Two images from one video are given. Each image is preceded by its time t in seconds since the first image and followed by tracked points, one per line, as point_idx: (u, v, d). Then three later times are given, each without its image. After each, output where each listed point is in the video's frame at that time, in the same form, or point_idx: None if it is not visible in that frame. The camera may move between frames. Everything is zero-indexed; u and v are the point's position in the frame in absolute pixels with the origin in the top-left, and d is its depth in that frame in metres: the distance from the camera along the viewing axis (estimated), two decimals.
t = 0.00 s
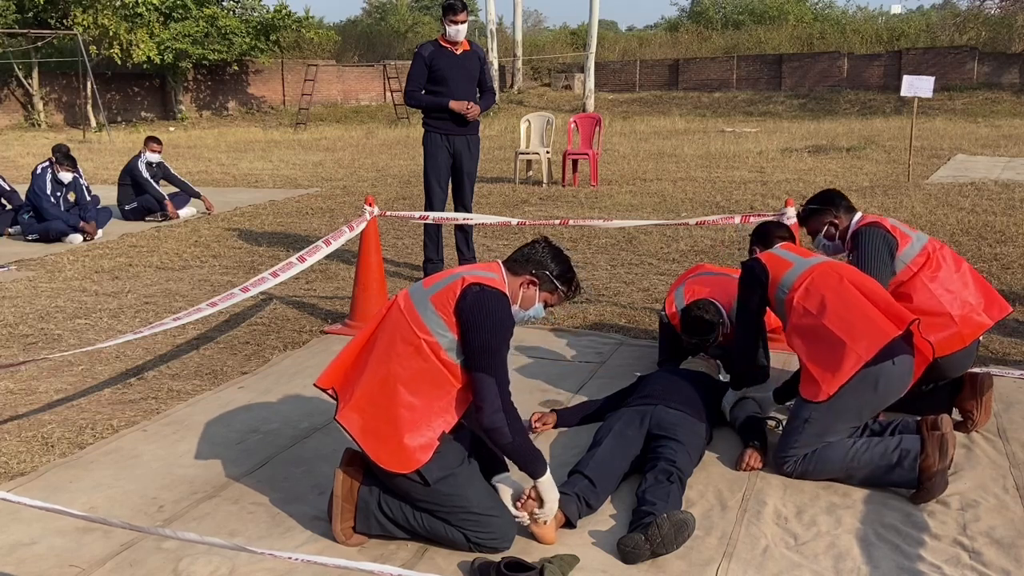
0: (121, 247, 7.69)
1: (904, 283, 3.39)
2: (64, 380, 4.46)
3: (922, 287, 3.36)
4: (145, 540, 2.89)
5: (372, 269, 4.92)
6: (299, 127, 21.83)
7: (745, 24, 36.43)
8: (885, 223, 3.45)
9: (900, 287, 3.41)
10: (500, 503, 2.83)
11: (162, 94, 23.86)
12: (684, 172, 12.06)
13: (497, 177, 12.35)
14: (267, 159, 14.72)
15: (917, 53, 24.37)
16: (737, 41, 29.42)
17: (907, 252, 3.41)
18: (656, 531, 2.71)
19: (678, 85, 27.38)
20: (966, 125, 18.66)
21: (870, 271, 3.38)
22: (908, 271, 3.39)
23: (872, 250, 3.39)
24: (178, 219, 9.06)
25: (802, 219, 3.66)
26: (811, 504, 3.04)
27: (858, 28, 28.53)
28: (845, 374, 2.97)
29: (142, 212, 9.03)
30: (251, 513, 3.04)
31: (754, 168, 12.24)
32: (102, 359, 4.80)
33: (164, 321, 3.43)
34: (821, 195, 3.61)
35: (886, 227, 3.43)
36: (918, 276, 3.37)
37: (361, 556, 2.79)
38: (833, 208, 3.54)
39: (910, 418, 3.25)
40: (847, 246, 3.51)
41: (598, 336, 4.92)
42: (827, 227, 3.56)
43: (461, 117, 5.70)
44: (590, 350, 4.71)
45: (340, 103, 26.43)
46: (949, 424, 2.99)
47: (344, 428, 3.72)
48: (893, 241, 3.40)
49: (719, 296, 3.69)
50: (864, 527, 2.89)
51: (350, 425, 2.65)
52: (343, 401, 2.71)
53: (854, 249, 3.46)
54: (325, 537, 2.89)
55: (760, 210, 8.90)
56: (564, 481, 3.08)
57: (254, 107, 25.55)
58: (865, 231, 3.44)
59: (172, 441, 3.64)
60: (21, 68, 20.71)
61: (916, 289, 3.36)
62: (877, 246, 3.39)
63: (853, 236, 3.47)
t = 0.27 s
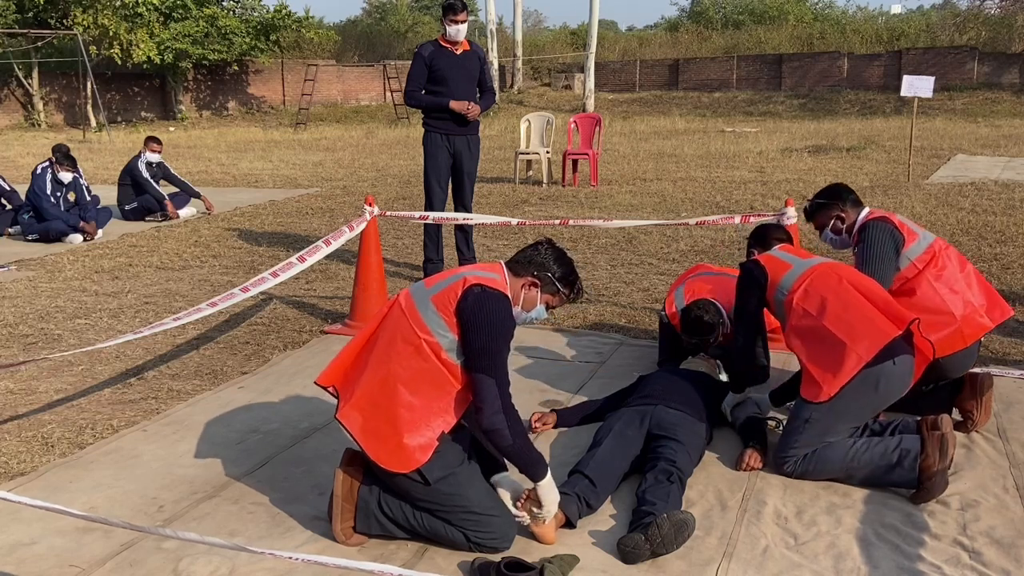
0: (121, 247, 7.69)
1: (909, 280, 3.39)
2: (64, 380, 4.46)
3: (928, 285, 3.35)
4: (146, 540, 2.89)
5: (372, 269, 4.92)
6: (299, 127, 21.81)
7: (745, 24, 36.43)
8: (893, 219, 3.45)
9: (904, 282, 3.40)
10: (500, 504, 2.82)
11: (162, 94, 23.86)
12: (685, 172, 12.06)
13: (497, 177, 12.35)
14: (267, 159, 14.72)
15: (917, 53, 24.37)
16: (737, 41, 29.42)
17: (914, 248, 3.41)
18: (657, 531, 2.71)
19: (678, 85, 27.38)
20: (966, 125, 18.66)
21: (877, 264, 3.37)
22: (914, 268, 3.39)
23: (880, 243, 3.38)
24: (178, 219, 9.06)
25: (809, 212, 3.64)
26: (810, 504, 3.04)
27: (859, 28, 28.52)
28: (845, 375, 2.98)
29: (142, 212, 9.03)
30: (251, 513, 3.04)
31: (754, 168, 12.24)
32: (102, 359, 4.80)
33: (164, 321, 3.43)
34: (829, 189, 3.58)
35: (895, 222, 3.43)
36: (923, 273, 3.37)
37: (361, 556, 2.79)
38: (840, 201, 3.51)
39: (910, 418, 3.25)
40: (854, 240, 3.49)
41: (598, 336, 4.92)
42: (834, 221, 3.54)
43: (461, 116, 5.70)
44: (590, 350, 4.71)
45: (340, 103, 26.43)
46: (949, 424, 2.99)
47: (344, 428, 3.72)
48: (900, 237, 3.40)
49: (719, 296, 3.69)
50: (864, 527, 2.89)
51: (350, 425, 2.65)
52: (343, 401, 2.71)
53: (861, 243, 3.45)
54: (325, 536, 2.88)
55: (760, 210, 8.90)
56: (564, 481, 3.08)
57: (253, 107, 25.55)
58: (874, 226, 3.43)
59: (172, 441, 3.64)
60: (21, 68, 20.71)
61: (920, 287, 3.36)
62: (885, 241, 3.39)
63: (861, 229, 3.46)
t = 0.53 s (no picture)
0: (121, 247, 7.68)
1: (912, 277, 3.39)
2: (63, 379, 4.46)
3: (930, 284, 3.35)
4: (147, 539, 2.89)
5: (372, 268, 4.92)
6: (299, 127, 21.80)
7: (745, 24, 36.41)
8: (898, 215, 3.45)
9: (906, 280, 3.40)
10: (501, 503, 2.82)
11: (162, 94, 23.86)
12: (685, 172, 12.05)
13: (497, 177, 12.35)
14: (267, 159, 14.72)
15: (917, 53, 24.37)
16: (737, 41, 29.41)
17: (917, 246, 3.42)
18: (657, 530, 2.71)
19: (678, 85, 27.38)
20: (966, 125, 18.66)
21: (880, 259, 3.39)
22: (917, 266, 3.39)
23: (883, 238, 3.40)
24: (177, 220, 9.05)
25: (814, 209, 3.67)
26: (810, 504, 3.05)
27: (859, 28, 28.52)
28: (845, 375, 2.97)
29: (142, 212, 9.03)
30: (251, 513, 3.04)
31: (754, 168, 12.24)
32: (102, 359, 4.80)
33: (164, 321, 3.43)
34: (834, 185, 3.62)
35: (899, 220, 3.44)
36: (926, 271, 3.37)
37: (361, 556, 2.79)
38: (844, 197, 3.55)
39: (910, 419, 3.24)
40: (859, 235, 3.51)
41: (598, 336, 4.92)
42: (839, 216, 3.56)
43: (462, 116, 5.70)
44: (590, 350, 4.70)
45: (340, 103, 26.43)
46: (948, 423, 3.00)
47: (344, 428, 3.72)
48: (904, 234, 3.41)
49: (719, 296, 3.69)
50: (864, 527, 2.89)
51: (352, 423, 2.65)
52: (345, 398, 2.71)
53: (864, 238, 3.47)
54: (325, 536, 2.89)
55: (760, 210, 8.89)
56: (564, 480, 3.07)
57: (253, 107, 25.54)
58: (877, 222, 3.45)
59: (172, 440, 3.64)
60: (21, 68, 20.71)
61: (922, 287, 3.36)
62: (888, 237, 3.40)
63: (866, 223, 3.48)
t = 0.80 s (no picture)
0: (121, 247, 7.68)
1: (914, 277, 3.39)
2: (64, 379, 4.46)
3: (931, 284, 3.35)
4: (147, 539, 2.89)
5: (373, 268, 4.92)
6: (299, 127, 21.79)
7: (745, 24, 36.41)
8: (902, 215, 3.46)
9: (908, 279, 3.41)
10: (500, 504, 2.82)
11: (162, 94, 23.86)
12: (684, 172, 12.06)
13: (497, 177, 12.35)
14: (267, 159, 14.72)
15: (916, 53, 24.38)
16: (737, 41, 29.42)
17: (921, 246, 3.42)
18: (658, 531, 2.71)
19: (678, 85, 27.39)
20: (966, 125, 18.67)
21: (883, 256, 3.39)
22: (919, 265, 3.39)
23: (886, 236, 3.41)
24: (178, 220, 9.06)
25: (818, 204, 3.68)
26: (810, 504, 3.05)
27: (858, 28, 28.52)
28: (846, 374, 2.97)
29: (142, 212, 9.03)
30: (251, 513, 3.04)
31: (754, 168, 12.24)
32: (102, 359, 4.80)
33: (164, 321, 3.43)
34: (840, 181, 3.63)
35: (903, 219, 3.44)
36: (928, 271, 3.37)
37: (361, 556, 2.79)
38: (850, 193, 3.57)
39: (910, 419, 3.25)
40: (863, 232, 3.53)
41: (598, 336, 4.91)
42: (843, 213, 3.58)
43: (462, 115, 5.70)
44: (590, 350, 4.70)
45: (339, 103, 26.43)
46: (948, 423, 3.00)
47: (344, 428, 3.72)
48: (908, 233, 3.41)
49: (720, 296, 3.69)
50: (864, 527, 2.89)
51: (354, 422, 2.65)
52: (347, 397, 2.71)
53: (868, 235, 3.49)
54: (325, 536, 2.88)
55: (759, 210, 8.90)
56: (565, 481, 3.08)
57: (253, 107, 25.55)
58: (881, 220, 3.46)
59: (172, 440, 3.64)
60: (21, 68, 20.70)
61: (924, 286, 3.36)
62: (891, 235, 3.41)
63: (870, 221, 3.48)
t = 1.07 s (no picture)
0: (121, 247, 7.68)
1: (915, 278, 3.39)
2: (64, 379, 4.46)
3: (933, 285, 3.36)
4: (148, 540, 2.88)
5: (373, 268, 4.92)
6: (299, 127, 21.79)
7: (745, 24, 36.41)
8: (904, 216, 3.48)
9: (909, 280, 3.41)
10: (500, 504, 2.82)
11: (161, 94, 23.86)
12: (684, 172, 12.06)
13: (497, 177, 12.35)
14: (267, 159, 14.72)
15: (916, 53, 24.38)
16: (737, 41, 29.42)
17: (922, 246, 3.43)
18: (658, 530, 2.71)
19: (678, 85, 27.39)
20: (966, 125, 18.68)
21: (884, 255, 3.42)
22: (920, 266, 3.40)
23: (886, 235, 3.44)
24: (178, 220, 9.06)
25: (821, 200, 3.72)
26: (811, 504, 3.05)
27: (859, 28, 28.52)
28: (845, 374, 2.97)
29: (142, 212, 9.03)
30: (251, 513, 3.04)
31: (754, 168, 12.24)
32: (102, 359, 4.80)
33: (164, 321, 3.43)
34: (845, 178, 3.67)
35: (905, 219, 3.46)
36: (929, 272, 3.37)
37: (361, 556, 2.79)
38: (853, 191, 3.60)
39: (910, 419, 3.25)
40: (866, 230, 3.56)
41: (598, 336, 4.91)
42: (846, 210, 3.62)
43: (462, 116, 5.70)
44: (590, 350, 4.70)
45: (339, 103, 26.43)
46: (948, 424, 3.00)
47: (344, 428, 3.72)
48: (909, 233, 3.43)
49: (720, 296, 3.69)
50: (864, 527, 2.89)
51: (353, 422, 2.65)
52: (346, 398, 2.71)
53: (870, 234, 3.51)
54: (325, 536, 2.88)
55: (759, 210, 8.90)
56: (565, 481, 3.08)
57: (253, 107, 25.55)
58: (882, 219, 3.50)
59: (172, 440, 3.64)
60: (21, 68, 20.70)
61: (924, 287, 3.36)
62: (892, 234, 3.44)
63: (873, 220, 3.53)
